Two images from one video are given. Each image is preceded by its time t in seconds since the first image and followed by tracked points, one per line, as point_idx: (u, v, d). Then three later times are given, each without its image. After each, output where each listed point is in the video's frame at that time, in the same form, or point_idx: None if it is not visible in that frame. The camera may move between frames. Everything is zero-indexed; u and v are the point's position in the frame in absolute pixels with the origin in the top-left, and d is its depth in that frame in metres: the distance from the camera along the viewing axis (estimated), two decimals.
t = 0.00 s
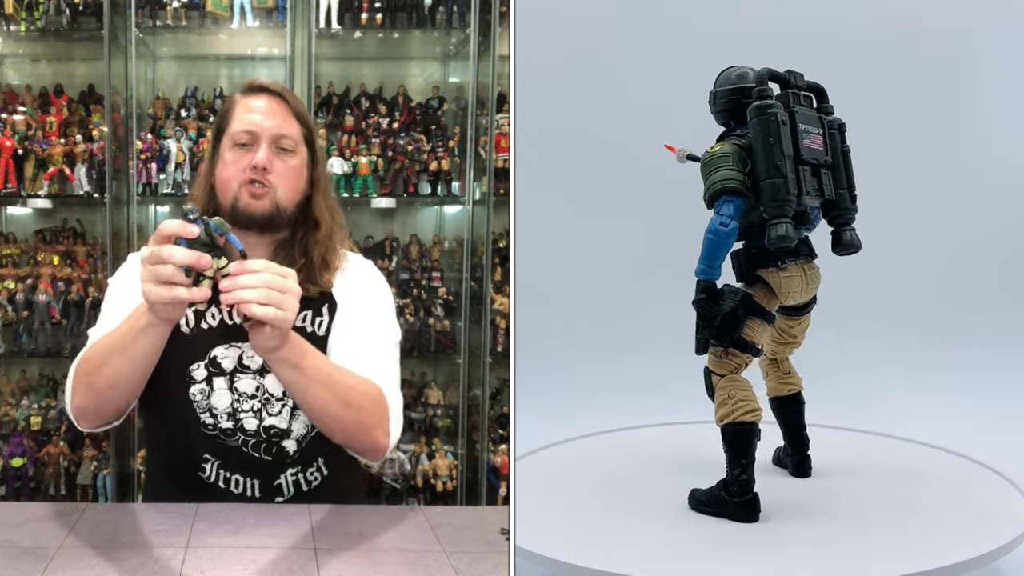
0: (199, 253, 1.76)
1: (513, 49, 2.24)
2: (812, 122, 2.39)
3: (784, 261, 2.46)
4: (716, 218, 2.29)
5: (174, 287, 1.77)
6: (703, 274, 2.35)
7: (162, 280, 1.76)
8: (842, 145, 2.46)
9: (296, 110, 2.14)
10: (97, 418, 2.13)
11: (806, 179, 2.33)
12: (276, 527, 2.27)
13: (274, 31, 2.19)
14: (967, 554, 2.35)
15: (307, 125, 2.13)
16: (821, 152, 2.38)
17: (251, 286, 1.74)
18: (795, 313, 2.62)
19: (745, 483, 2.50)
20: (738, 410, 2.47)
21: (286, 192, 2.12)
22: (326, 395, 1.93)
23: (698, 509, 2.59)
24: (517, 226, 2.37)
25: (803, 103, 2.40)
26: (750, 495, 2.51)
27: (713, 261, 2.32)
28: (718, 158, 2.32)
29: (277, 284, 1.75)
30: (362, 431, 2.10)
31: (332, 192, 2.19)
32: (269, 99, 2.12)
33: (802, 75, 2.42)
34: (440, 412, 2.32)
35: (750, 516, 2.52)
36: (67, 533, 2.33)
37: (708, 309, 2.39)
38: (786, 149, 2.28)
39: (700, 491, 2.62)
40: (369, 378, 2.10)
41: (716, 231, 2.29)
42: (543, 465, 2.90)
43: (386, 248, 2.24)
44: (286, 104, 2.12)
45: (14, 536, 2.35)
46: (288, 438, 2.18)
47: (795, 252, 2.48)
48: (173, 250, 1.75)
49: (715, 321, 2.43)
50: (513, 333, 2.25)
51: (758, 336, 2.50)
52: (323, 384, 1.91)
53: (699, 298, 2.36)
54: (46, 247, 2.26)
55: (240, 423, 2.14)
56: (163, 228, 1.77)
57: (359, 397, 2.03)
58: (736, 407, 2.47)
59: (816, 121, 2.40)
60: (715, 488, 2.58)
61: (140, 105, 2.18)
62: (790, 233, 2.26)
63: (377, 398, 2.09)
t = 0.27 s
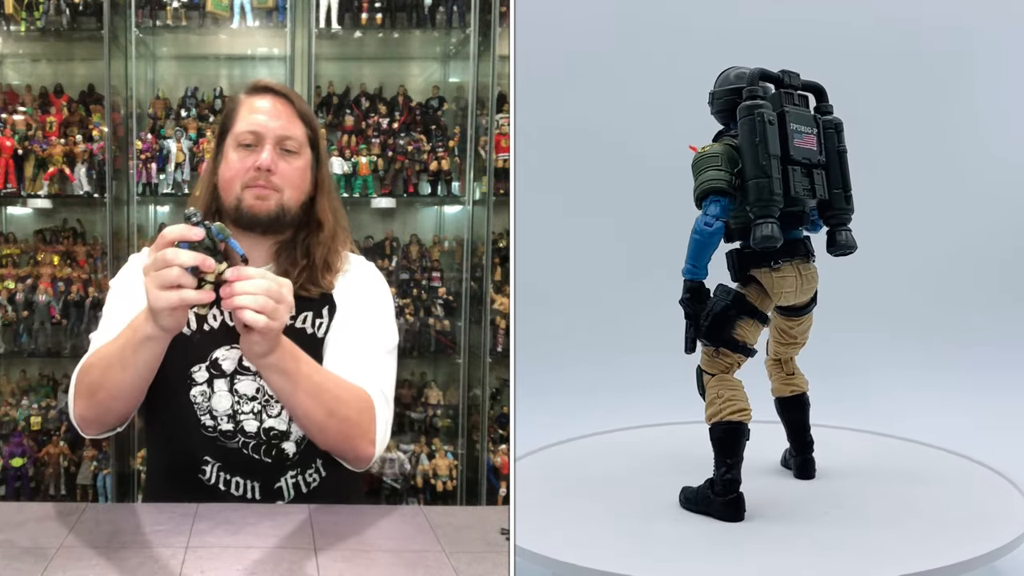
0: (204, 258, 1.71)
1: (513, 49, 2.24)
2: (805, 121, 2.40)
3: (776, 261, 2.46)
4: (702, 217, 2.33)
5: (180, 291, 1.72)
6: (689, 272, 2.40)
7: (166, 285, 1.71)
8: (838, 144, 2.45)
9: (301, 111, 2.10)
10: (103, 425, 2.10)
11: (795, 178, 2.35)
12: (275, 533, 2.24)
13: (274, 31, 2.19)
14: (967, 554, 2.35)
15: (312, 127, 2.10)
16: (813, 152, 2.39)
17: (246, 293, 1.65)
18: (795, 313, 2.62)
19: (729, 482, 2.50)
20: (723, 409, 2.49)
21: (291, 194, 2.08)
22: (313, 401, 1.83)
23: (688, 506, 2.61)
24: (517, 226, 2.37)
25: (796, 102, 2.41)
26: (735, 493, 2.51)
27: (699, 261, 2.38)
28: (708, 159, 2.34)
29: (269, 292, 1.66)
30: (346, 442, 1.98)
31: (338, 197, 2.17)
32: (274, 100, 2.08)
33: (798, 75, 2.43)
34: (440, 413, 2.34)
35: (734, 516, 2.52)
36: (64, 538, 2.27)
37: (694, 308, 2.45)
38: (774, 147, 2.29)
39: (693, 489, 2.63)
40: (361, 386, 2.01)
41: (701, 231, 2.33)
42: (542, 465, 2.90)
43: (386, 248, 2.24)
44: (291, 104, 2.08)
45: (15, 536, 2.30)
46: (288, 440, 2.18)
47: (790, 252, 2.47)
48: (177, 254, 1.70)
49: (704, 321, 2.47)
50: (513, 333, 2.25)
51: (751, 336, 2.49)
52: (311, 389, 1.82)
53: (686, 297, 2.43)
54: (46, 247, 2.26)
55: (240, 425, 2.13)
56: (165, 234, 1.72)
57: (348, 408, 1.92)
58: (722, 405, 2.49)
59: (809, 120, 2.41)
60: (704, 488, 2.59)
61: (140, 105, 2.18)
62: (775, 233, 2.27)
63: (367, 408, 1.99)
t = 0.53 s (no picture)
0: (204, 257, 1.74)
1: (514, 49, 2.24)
2: (798, 121, 2.41)
3: (766, 261, 2.47)
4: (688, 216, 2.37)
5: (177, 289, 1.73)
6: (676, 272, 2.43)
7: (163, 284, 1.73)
8: (833, 144, 2.45)
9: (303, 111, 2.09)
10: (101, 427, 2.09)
11: (784, 177, 2.37)
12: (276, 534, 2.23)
13: (274, 31, 2.19)
14: (968, 554, 2.35)
15: (313, 127, 2.09)
16: (805, 151, 2.40)
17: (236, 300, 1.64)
18: (795, 313, 2.62)
19: (714, 480, 2.53)
20: (710, 409, 2.52)
21: (291, 195, 2.08)
22: (315, 399, 1.82)
23: (679, 505, 2.63)
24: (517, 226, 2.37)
25: (789, 101, 2.42)
26: (719, 492, 2.53)
27: (685, 261, 2.41)
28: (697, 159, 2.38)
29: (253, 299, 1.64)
30: (346, 442, 1.94)
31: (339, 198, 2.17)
32: (276, 100, 2.08)
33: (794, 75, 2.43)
34: (440, 412, 2.35)
35: (720, 514, 2.53)
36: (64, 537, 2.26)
37: (681, 307, 2.48)
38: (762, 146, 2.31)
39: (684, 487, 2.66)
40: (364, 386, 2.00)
41: (686, 230, 2.37)
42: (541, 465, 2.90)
43: (386, 248, 2.24)
44: (293, 104, 2.07)
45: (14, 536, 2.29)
46: (288, 441, 2.18)
47: (783, 252, 2.47)
48: (178, 252, 1.72)
49: (692, 322, 2.52)
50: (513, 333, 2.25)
51: (742, 336, 2.52)
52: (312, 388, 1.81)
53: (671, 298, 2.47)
54: (46, 247, 2.26)
55: (241, 426, 2.14)
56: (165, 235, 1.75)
57: (350, 407, 1.90)
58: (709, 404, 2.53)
59: (799, 119, 2.41)
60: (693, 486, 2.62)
61: (140, 104, 2.18)
62: (760, 232, 2.29)
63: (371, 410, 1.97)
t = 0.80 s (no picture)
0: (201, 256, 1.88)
1: (513, 49, 2.25)
2: (790, 120, 2.41)
3: (760, 261, 2.48)
4: (674, 216, 2.41)
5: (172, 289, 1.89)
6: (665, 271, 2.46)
7: (161, 283, 1.88)
8: (826, 143, 2.43)
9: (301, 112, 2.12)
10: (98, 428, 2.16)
11: (772, 177, 2.38)
12: (278, 526, 2.28)
13: (274, 31, 2.19)
14: (969, 554, 2.35)
15: (312, 128, 2.11)
16: (795, 151, 2.40)
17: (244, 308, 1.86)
18: (795, 313, 2.62)
19: (700, 479, 2.54)
20: (698, 408, 2.54)
21: (291, 197, 2.11)
22: (335, 400, 1.97)
23: (671, 501, 2.64)
24: (517, 226, 2.37)
25: (781, 101, 2.42)
26: (704, 491, 2.54)
27: (672, 260, 2.43)
28: (687, 159, 2.43)
29: (257, 307, 1.85)
30: (363, 438, 2.12)
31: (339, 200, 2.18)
32: (275, 102, 2.11)
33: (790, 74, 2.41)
34: (440, 412, 2.32)
35: (705, 512, 2.55)
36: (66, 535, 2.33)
37: (670, 307, 2.48)
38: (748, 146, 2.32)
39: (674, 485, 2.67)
40: (376, 384, 2.09)
41: (673, 230, 2.41)
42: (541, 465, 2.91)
43: (386, 249, 2.24)
44: (291, 106, 2.10)
45: (14, 537, 2.35)
46: (290, 442, 2.18)
47: (777, 252, 2.48)
48: (177, 252, 1.87)
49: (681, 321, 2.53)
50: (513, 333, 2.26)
51: (733, 336, 2.54)
52: (332, 390, 1.95)
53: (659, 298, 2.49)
54: (46, 247, 2.26)
55: (242, 428, 2.14)
56: (165, 231, 1.90)
57: (365, 406, 2.05)
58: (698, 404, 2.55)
59: (792, 118, 2.41)
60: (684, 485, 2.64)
61: (140, 104, 2.19)
62: (744, 232, 2.31)
63: (386, 410, 2.11)
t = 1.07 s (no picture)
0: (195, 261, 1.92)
1: (514, 49, 2.25)
2: (781, 120, 2.40)
3: (750, 261, 2.52)
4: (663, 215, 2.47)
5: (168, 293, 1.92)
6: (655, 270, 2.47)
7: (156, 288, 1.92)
8: (819, 142, 2.41)
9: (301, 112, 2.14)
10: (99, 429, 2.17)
11: (759, 177, 2.39)
12: (277, 528, 2.28)
13: (274, 31, 2.19)
14: (969, 554, 2.36)
15: (312, 127, 2.13)
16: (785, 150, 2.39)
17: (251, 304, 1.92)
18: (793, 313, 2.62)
19: (687, 476, 2.59)
20: (687, 405, 2.59)
21: (290, 195, 2.12)
22: (337, 399, 2.02)
23: (661, 497, 2.68)
24: (517, 226, 2.37)
25: (774, 100, 2.41)
26: (690, 488, 2.58)
27: (662, 259, 2.45)
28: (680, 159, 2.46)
29: (264, 301, 1.91)
30: (368, 437, 2.16)
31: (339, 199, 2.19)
32: (274, 100, 2.12)
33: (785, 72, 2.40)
34: (440, 412, 2.31)
35: (692, 509, 2.57)
36: (66, 535, 2.34)
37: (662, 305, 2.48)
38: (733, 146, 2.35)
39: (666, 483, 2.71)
40: (375, 380, 2.13)
41: (662, 229, 2.45)
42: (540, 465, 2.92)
43: (386, 249, 2.24)
44: (291, 105, 2.12)
45: (14, 537, 2.36)
46: (290, 442, 2.18)
47: (770, 252, 2.51)
48: (172, 260, 1.91)
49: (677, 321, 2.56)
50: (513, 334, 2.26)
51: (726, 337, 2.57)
52: (334, 388, 2.00)
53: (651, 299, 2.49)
54: (46, 247, 2.26)
55: (242, 428, 2.14)
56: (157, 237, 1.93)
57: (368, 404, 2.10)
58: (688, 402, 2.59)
59: (784, 118, 2.40)
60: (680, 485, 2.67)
61: (140, 104, 2.19)
62: (728, 233, 2.34)
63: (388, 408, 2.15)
